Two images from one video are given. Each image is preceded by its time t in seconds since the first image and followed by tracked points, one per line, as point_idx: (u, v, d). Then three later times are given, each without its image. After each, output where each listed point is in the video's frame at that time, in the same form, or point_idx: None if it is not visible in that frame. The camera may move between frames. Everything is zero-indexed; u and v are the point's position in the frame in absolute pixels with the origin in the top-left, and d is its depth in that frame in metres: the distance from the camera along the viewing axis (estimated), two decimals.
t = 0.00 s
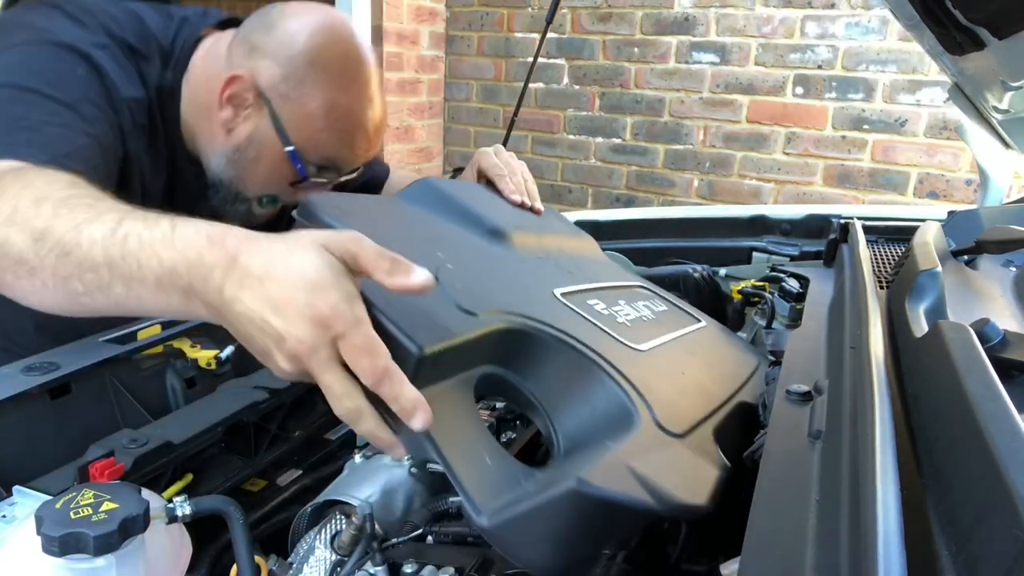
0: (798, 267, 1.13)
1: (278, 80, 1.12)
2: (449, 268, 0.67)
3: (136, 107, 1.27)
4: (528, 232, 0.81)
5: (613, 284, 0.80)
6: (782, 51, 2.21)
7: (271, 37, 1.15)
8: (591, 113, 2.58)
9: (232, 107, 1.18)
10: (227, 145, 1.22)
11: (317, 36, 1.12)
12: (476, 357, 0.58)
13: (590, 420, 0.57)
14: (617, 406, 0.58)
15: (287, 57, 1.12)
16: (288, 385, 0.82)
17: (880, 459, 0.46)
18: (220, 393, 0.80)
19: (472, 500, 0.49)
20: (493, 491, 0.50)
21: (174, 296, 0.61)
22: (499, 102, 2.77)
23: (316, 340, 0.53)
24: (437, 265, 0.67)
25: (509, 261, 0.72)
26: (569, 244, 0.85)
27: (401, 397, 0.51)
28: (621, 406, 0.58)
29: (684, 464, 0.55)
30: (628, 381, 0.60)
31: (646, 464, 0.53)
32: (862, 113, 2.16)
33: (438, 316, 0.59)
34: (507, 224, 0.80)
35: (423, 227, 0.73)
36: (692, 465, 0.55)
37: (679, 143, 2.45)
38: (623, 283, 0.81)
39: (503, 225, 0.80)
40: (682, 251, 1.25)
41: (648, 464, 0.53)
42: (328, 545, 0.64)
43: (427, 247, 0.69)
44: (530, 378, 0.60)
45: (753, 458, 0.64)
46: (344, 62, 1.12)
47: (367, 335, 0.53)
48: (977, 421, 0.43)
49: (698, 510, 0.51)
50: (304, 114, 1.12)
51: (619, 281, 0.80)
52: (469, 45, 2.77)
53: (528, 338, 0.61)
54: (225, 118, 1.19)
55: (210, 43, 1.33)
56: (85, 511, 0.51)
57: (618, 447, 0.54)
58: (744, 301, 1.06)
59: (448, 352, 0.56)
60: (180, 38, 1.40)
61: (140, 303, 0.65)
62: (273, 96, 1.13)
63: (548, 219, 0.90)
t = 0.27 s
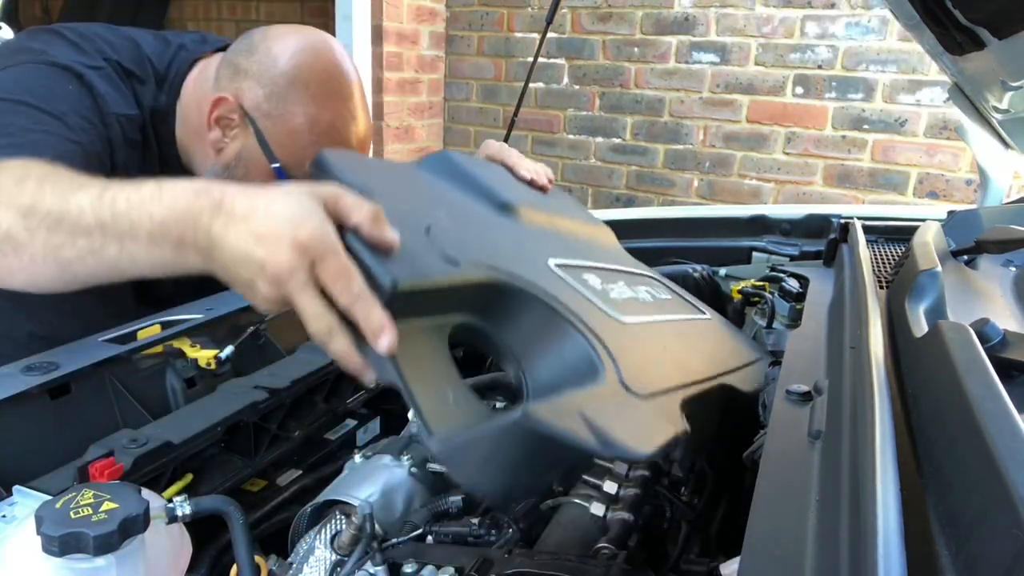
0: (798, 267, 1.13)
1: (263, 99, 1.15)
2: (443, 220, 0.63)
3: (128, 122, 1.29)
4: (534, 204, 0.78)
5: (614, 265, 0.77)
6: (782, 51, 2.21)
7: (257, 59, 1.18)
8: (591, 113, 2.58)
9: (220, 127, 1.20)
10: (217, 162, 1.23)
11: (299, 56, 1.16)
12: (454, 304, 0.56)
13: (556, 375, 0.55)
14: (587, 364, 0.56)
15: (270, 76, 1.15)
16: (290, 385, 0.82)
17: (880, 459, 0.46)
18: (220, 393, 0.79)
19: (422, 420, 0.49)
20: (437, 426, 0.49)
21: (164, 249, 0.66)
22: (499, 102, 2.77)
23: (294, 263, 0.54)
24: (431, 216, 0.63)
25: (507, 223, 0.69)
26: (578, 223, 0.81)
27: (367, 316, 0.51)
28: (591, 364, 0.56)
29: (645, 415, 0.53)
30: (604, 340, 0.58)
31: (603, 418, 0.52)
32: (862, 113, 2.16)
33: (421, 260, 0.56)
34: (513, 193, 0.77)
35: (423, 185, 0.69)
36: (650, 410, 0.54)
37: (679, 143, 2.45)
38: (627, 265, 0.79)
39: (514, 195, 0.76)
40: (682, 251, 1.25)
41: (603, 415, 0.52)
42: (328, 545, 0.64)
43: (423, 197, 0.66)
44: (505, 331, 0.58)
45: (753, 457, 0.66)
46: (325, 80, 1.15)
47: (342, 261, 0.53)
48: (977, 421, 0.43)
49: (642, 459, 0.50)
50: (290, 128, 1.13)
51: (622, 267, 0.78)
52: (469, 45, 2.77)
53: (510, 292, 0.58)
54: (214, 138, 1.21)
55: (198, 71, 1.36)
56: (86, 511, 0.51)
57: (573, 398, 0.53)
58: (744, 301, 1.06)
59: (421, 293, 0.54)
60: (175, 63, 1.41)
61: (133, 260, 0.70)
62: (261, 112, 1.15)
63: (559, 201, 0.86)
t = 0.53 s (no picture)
0: (798, 267, 1.13)
1: (254, 94, 1.15)
2: (461, 190, 0.67)
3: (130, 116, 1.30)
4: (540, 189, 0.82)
5: (613, 246, 0.81)
6: (782, 51, 2.21)
7: (248, 53, 1.18)
8: (591, 113, 2.58)
9: (212, 122, 1.22)
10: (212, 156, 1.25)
11: (289, 48, 1.15)
12: (475, 265, 0.60)
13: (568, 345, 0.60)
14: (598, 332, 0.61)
15: (259, 71, 1.15)
16: (290, 386, 0.82)
17: (880, 458, 0.46)
18: (220, 394, 0.79)
19: (447, 382, 0.51)
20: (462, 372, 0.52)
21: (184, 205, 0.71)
22: (499, 102, 2.77)
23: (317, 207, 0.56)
24: (450, 185, 0.67)
25: (518, 201, 0.74)
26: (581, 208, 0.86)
27: (398, 244, 0.53)
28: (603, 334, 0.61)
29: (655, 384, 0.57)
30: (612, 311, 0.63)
31: (622, 377, 0.55)
32: (862, 113, 2.16)
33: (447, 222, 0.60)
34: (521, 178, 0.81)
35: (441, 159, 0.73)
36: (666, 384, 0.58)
37: (679, 143, 2.45)
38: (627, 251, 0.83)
39: (520, 176, 0.81)
40: (683, 251, 1.25)
41: (622, 378, 0.55)
42: (328, 545, 0.64)
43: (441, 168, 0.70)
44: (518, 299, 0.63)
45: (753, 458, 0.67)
46: (315, 71, 1.14)
47: (367, 198, 0.56)
48: (977, 420, 0.43)
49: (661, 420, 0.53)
50: (280, 121, 1.13)
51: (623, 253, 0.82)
52: (469, 45, 2.77)
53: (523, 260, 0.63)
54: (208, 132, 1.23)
55: (193, 67, 1.35)
56: (85, 511, 0.51)
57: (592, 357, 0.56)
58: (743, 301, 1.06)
59: (448, 246, 0.58)
60: (171, 61, 1.40)
61: (152, 217, 0.75)
62: (254, 107, 1.16)
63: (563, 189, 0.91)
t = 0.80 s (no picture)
0: (798, 267, 1.13)
1: (254, 96, 1.17)
2: (438, 257, 0.64)
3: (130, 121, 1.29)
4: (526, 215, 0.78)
5: (608, 275, 0.77)
6: (782, 51, 2.21)
7: (248, 55, 1.20)
8: (591, 113, 2.58)
9: (212, 126, 1.22)
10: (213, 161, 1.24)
11: (289, 50, 1.18)
12: (449, 360, 0.57)
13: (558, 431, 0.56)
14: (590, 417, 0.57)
15: (260, 71, 1.17)
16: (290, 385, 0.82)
17: (880, 458, 0.46)
18: (220, 394, 0.80)
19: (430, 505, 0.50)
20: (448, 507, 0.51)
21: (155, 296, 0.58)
22: (499, 102, 2.77)
23: (286, 328, 0.51)
24: (427, 253, 0.63)
25: (503, 247, 0.70)
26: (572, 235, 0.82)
27: (371, 373, 0.51)
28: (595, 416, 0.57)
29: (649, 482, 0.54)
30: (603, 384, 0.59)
31: (611, 475, 0.53)
32: (862, 113, 2.16)
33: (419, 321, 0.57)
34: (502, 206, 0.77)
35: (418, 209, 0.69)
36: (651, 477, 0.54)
37: (679, 144, 2.45)
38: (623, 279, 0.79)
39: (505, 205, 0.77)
40: (683, 251, 1.25)
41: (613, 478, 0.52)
42: (328, 545, 0.65)
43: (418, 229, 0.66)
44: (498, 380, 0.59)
45: (753, 457, 0.67)
46: (315, 72, 1.17)
47: (340, 318, 0.52)
48: (977, 421, 0.43)
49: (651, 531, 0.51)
50: (281, 121, 1.15)
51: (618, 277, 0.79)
52: (469, 45, 2.77)
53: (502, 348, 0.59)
54: (209, 136, 1.23)
55: (192, 67, 1.37)
56: (85, 511, 0.51)
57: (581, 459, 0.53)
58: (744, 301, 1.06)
59: (420, 354, 0.55)
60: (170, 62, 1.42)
61: (126, 305, 0.61)
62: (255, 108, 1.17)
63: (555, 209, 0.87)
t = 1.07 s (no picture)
0: (799, 267, 1.13)
1: (253, 108, 1.15)
2: (482, 166, 0.70)
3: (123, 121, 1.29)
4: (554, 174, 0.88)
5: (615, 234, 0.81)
6: (783, 51, 2.21)
7: (246, 66, 1.18)
8: (592, 113, 2.58)
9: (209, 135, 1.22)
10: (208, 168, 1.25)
11: (288, 59, 1.15)
12: (500, 236, 0.63)
13: (595, 318, 0.64)
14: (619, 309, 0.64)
15: (258, 83, 1.14)
16: (290, 386, 0.82)
17: (881, 459, 0.46)
18: (221, 394, 0.79)
19: (471, 349, 0.56)
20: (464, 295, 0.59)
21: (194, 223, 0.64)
22: (500, 102, 2.77)
23: (336, 194, 0.56)
24: (474, 161, 0.70)
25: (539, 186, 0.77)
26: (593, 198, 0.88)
27: (427, 226, 0.55)
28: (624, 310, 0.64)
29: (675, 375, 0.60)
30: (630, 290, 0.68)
31: (648, 357, 0.60)
32: (863, 114, 2.16)
33: (472, 194, 0.63)
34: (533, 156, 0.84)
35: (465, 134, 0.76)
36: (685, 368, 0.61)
37: (679, 144, 2.45)
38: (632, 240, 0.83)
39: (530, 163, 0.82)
40: (684, 252, 1.25)
41: (644, 362, 0.59)
42: (329, 545, 0.64)
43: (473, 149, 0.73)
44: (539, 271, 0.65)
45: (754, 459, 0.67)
46: (314, 81, 1.13)
47: (389, 181, 0.57)
48: (978, 421, 0.43)
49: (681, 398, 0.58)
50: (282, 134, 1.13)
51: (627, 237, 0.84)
52: (470, 45, 2.77)
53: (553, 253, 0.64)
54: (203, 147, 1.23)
55: (190, 73, 1.35)
56: (87, 511, 0.51)
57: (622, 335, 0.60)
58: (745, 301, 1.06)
59: (471, 211, 0.61)
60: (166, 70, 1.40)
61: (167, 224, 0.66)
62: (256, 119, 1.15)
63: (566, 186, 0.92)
